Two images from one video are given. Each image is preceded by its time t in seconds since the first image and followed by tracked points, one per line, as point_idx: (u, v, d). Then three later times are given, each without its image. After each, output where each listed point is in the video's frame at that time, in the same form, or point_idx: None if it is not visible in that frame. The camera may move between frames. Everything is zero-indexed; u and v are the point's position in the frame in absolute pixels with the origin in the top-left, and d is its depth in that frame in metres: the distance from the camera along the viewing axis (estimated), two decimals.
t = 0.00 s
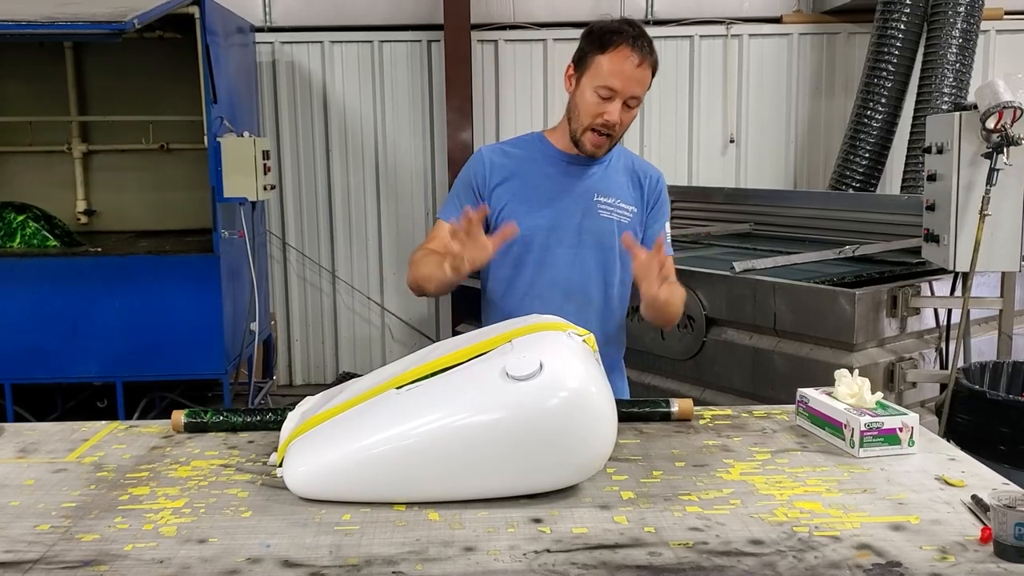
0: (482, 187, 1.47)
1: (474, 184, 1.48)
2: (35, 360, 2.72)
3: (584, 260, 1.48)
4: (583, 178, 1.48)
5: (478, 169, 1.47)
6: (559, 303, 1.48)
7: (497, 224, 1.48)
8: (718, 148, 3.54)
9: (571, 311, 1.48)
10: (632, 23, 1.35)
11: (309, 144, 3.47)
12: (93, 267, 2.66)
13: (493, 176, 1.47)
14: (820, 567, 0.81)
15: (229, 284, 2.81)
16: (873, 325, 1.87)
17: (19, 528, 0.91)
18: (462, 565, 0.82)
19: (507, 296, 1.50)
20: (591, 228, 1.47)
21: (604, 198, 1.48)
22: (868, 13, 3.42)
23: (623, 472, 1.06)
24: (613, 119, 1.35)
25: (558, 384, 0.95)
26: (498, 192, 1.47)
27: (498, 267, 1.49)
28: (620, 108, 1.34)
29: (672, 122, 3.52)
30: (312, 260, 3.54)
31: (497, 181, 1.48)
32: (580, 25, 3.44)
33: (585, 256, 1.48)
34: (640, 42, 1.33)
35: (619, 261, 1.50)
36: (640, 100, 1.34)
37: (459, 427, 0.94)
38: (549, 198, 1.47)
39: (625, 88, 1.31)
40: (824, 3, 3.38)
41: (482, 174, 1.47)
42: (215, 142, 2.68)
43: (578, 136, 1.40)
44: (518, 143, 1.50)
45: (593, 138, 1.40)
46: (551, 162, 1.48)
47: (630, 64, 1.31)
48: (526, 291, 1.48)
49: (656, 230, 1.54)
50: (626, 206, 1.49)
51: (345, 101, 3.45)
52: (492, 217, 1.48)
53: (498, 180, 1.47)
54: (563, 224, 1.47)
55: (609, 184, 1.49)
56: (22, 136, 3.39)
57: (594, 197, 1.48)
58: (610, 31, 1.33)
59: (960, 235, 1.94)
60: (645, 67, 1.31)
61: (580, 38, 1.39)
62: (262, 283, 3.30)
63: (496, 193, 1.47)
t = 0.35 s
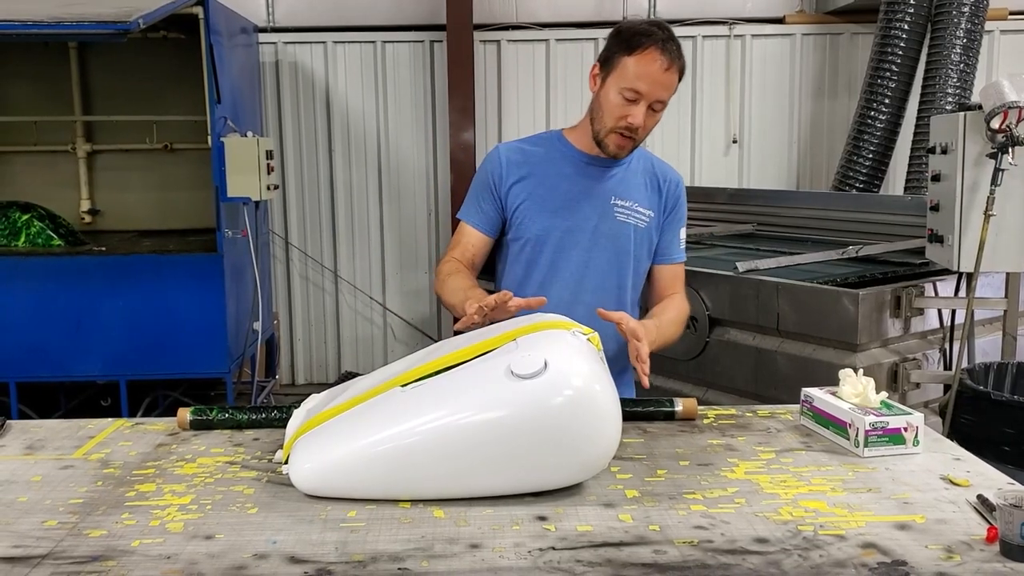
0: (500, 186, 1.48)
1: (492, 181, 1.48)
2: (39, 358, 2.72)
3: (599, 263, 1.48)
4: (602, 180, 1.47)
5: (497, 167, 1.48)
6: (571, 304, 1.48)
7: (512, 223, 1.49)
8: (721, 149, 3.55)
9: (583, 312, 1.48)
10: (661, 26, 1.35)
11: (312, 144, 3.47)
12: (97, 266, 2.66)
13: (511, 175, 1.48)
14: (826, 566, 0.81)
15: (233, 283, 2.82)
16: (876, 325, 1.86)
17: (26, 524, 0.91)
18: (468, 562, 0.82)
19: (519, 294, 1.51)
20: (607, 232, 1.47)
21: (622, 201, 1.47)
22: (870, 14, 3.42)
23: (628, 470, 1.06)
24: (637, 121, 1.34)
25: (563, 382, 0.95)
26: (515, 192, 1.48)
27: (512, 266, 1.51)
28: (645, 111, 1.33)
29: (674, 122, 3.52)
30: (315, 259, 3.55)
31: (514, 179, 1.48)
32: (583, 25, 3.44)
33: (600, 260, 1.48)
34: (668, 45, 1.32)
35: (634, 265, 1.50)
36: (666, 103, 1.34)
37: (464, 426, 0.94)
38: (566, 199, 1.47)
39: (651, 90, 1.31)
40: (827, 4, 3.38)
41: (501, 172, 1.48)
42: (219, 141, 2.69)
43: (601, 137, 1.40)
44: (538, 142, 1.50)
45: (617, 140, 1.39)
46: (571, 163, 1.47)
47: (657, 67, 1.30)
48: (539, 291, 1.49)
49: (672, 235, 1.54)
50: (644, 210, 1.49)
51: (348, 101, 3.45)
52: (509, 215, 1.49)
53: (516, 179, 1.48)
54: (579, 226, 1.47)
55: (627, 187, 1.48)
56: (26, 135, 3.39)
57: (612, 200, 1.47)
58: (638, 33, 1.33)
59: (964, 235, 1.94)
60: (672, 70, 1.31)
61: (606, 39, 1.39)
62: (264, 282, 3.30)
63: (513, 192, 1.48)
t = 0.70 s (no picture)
0: (510, 184, 1.48)
1: (503, 180, 1.48)
2: (40, 355, 2.72)
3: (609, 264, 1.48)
4: (613, 181, 1.47)
5: (509, 165, 1.48)
6: (579, 304, 1.49)
7: (522, 222, 1.49)
8: (723, 150, 3.55)
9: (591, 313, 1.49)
10: (674, 22, 1.36)
11: (314, 142, 3.47)
12: (99, 263, 2.66)
13: (522, 173, 1.48)
14: (830, 565, 0.81)
15: (234, 281, 2.82)
16: (878, 326, 1.86)
17: (29, 519, 0.91)
18: (471, 559, 0.82)
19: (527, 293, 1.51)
20: (618, 233, 1.47)
21: (633, 203, 1.47)
22: (874, 16, 3.42)
23: (631, 470, 1.06)
24: (650, 115, 1.34)
25: (567, 380, 0.95)
26: (526, 190, 1.48)
27: (521, 265, 1.50)
28: (658, 105, 1.33)
29: (676, 123, 3.52)
30: (316, 258, 3.55)
31: (525, 178, 1.48)
32: (587, 25, 3.44)
33: (610, 261, 1.48)
34: (681, 41, 1.33)
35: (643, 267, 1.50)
36: (678, 98, 1.34)
37: (468, 424, 0.94)
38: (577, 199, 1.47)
39: (664, 83, 1.31)
40: (829, 6, 3.39)
41: (512, 171, 1.48)
42: (221, 139, 2.69)
43: (612, 133, 1.39)
44: (549, 141, 1.50)
45: (629, 136, 1.38)
46: (583, 163, 1.47)
47: (670, 60, 1.31)
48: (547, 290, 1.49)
49: (683, 237, 1.54)
50: (655, 212, 1.49)
51: (351, 100, 3.45)
52: (519, 214, 1.49)
53: (527, 178, 1.48)
54: (589, 226, 1.47)
55: (639, 188, 1.48)
56: (28, 132, 3.39)
57: (623, 202, 1.47)
58: (651, 30, 1.34)
59: (967, 237, 1.94)
60: (684, 63, 1.32)
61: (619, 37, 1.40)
62: (265, 280, 3.30)
63: (523, 191, 1.48)
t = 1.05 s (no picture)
0: (504, 184, 1.50)
1: (497, 179, 1.50)
2: (37, 351, 2.72)
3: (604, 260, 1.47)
4: (606, 176, 1.47)
5: (502, 164, 1.50)
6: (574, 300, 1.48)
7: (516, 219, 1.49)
8: (725, 150, 3.54)
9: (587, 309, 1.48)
10: (653, 12, 1.36)
11: (315, 138, 3.46)
12: (98, 258, 2.66)
13: (515, 172, 1.49)
14: (827, 568, 0.80)
15: (233, 277, 2.82)
16: (878, 327, 1.86)
17: (21, 517, 0.91)
18: (467, 560, 0.82)
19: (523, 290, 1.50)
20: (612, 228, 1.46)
21: (627, 197, 1.46)
22: (877, 17, 3.42)
23: (628, 470, 1.05)
24: (633, 102, 1.34)
25: (565, 380, 0.95)
26: (519, 188, 1.49)
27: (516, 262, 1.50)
28: (640, 91, 1.33)
29: (679, 122, 3.51)
30: (316, 254, 3.54)
31: (519, 176, 1.49)
32: (589, 23, 3.43)
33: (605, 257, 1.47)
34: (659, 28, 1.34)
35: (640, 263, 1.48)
36: (660, 84, 1.34)
37: (466, 423, 0.94)
38: (570, 196, 1.47)
39: (643, 69, 1.31)
40: (832, 6, 3.38)
41: (506, 170, 1.49)
42: (222, 134, 2.68)
43: (598, 126, 1.39)
44: (543, 139, 1.51)
45: (615, 126, 1.37)
46: (575, 159, 1.48)
47: (649, 46, 1.31)
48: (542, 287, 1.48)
49: (682, 231, 1.50)
50: (649, 206, 1.47)
51: (352, 96, 3.45)
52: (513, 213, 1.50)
53: (520, 176, 1.49)
54: (583, 222, 1.47)
55: (632, 183, 1.47)
56: (27, 126, 3.39)
57: (616, 196, 1.46)
58: (629, 20, 1.35)
59: (968, 239, 1.94)
60: (663, 48, 1.32)
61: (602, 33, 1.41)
62: (265, 277, 3.30)
63: (517, 189, 1.49)
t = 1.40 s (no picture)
0: (500, 187, 1.50)
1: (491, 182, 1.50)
2: (37, 349, 2.71)
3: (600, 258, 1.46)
4: (598, 174, 1.46)
5: (496, 167, 1.50)
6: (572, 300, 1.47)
7: (512, 221, 1.49)
8: (726, 149, 3.53)
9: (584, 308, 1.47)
10: (628, 6, 1.37)
11: (315, 136, 3.46)
12: (99, 256, 2.65)
13: (509, 174, 1.49)
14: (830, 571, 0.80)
15: (234, 275, 2.81)
16: (880, 328, 1.85)
17: (20, 516, 0.90)
18: (467, 561, 0.81)
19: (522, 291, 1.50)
20: (606, 226, 1.45)
21: (620, 194, 1.45)
22: (879, 16, 3.41)
23: (630, 471, 1.05)
24: (613, 94, 1.33)
25: (567, 380, 0.94)
26: (513, 190, 1.48)
27: (513, 264, 1.50)
28: (619, 82, 1.32)
29: (680, 121, 3.50)
30: (316, 253, 3.54)
31: (512, 178, 1.49)
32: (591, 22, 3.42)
33: (600, 255, 1.46)
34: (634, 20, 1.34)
35: (635, 260, 1.47)
36: (639, 74, 1.33)
37: (466, 423, 0.93)
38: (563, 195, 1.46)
39: (620, 60, 1.31)
40: (834, 5, 3.37)
41: (500, 173, 1.50)
42: (222, 132, 2.67)
43: (581, 121, 1.38)
44: (535, 140, 1.50)
45: (597, 121, 1.36)
46: (567, 158, 1.47)
47: (623, 36, 1.31)
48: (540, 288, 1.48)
49: (676, 227, 1.49)
50: (642, 202, 1.46)
51: (352, 94, 3.44)
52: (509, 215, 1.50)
53: (514, 178, 1.49)
54: (577, 220, 1.46)
55: (625, 179, 1.46)
56: (28, 123, 3.38)
57: (609, 193, 1.45)
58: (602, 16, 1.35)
59: (971, 239, 1.93)
60: (639, 37, 1.31)
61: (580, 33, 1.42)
62: (265, 275, 3.29)
63: (511, 191, 1.49)
